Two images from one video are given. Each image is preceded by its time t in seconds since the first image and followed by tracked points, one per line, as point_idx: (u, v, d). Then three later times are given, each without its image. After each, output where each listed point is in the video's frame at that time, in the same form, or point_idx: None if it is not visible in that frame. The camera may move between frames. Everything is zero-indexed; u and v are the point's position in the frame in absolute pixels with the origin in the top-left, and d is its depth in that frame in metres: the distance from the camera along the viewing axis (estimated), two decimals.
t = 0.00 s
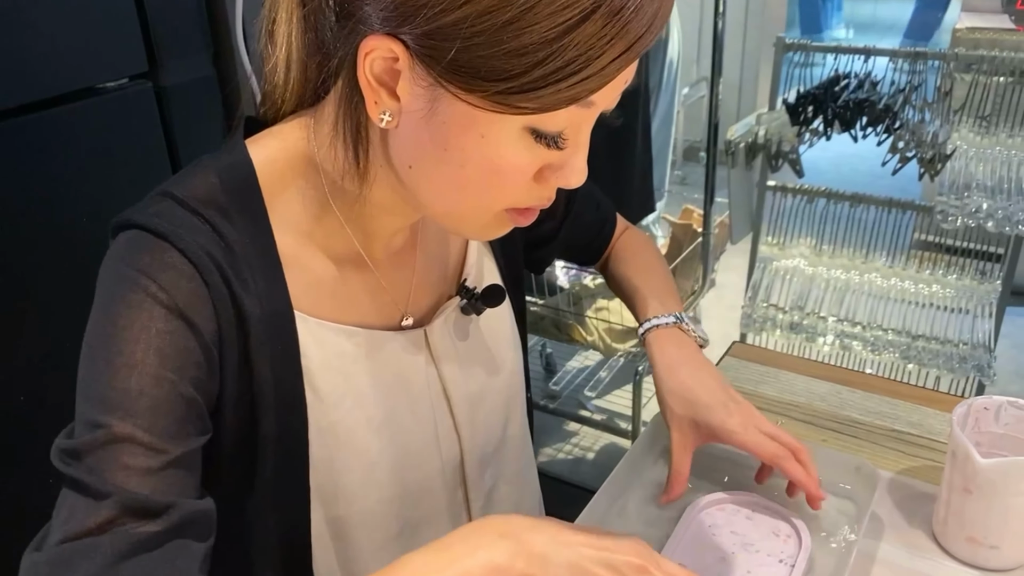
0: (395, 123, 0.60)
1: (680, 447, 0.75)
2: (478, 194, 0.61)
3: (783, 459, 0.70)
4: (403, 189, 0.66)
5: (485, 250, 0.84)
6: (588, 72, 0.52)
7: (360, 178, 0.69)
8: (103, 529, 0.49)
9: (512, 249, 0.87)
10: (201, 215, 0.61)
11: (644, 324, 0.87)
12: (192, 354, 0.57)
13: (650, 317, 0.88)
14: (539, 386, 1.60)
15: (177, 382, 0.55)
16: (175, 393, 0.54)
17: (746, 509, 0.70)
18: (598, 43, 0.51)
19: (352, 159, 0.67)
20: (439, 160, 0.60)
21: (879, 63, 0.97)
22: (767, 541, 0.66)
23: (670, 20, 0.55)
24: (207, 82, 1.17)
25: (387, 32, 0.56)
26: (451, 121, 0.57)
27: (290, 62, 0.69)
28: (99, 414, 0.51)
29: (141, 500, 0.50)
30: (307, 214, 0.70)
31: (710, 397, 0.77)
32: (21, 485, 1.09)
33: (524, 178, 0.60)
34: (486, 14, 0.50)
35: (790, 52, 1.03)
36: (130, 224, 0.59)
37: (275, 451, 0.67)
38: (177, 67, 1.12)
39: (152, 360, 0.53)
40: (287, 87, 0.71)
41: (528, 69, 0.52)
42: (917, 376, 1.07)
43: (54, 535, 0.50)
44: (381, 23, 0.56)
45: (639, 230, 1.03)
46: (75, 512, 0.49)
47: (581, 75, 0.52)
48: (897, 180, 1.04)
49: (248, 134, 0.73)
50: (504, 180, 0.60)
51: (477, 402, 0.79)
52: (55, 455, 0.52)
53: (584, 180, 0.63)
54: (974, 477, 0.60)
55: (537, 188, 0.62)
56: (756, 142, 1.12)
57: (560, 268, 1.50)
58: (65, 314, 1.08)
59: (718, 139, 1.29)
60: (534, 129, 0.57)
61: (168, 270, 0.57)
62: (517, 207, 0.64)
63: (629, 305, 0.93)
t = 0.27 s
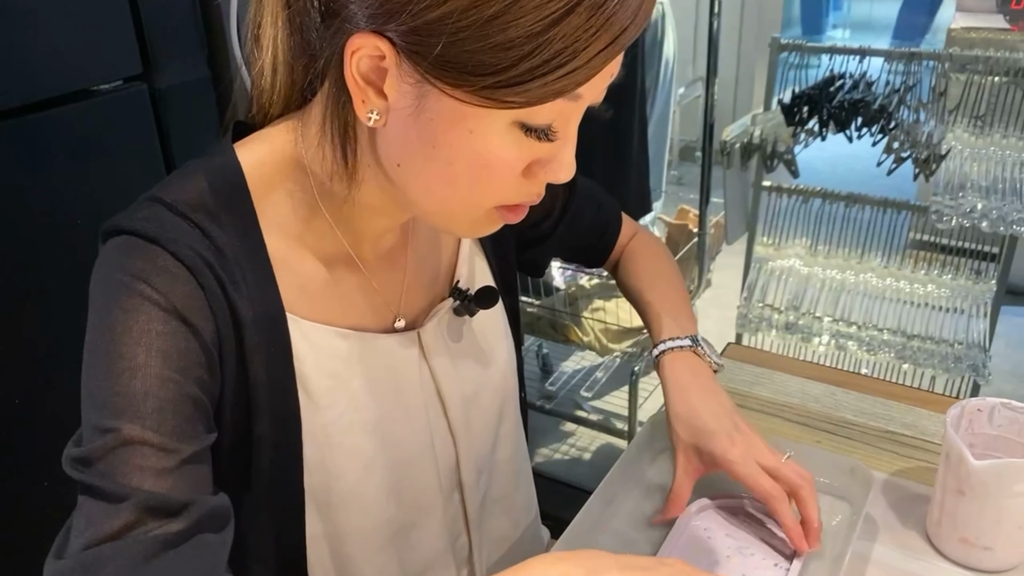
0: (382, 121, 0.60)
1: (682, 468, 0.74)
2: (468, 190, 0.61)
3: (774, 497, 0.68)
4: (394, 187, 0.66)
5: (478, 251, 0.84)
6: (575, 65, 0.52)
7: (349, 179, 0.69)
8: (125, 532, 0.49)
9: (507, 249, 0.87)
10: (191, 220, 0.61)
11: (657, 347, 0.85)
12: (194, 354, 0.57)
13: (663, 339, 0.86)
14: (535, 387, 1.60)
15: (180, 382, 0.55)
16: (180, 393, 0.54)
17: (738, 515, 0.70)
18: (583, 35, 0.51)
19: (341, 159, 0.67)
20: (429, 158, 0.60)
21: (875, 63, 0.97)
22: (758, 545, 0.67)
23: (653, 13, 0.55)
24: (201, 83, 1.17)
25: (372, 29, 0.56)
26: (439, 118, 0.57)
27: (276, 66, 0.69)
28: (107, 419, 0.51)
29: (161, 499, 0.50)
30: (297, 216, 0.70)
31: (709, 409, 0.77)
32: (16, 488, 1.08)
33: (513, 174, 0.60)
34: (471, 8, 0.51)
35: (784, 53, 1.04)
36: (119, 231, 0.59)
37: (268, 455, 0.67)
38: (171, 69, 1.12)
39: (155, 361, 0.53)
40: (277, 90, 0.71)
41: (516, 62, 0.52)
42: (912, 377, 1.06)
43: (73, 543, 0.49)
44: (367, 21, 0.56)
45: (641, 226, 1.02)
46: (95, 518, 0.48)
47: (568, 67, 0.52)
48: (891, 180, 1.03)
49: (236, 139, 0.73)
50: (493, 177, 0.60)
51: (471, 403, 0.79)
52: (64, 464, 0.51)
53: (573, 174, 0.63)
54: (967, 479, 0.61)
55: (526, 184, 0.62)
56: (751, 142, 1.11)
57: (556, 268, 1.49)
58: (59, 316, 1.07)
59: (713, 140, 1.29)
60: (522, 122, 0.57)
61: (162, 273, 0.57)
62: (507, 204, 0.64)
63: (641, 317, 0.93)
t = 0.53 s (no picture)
0: (378, 115, 0.60)
1: (681, 469, 0.74)
2: (465, 185, 0.61)
3: (768, 504, 0.67)
4: (390, 183, 0.66)
5: (476, 249, 0.84)
6: (570, 55, 0.52)
7: (344, 176, 0.68)
8: (125, 532, 0.49)
9: (504, 245, 0.87)
10: (186, 218, 0.61)
11: (664, 346, 0.85)
12: (192, 353, 0.57)
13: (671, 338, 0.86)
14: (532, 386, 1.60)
15: (179, 381, 0.54)
16: (179, 392, 0.54)
17: (735, 514, 0.70)
18: (578, 25, 0.51)
19: (336, 155, 0.67)
20: (425, 152, 0.60)
21: (871, 62, 0.97)
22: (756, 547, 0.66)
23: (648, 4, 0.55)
24: (197, 82, 1.17)
25: (367, 22, 0.56)
26: (434, 111, 0.57)
27: (271, 65, 0.69)
28: (105, 419, 0.51)
29: (162, 498, 0.49)
30: (293, 214, 0.70)
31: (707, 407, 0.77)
32: (11, 488, 1.08)
33: (509, 168, 0.60)
34: None
35: (781, 51, 1.04)
36: (114, 229, 0.59)
37: (266, 454, 0.66)
38: (166, 68, 1.12)
39: (152, 360, 0.53)
40: (272, 88, 0.71)
41: (511, 53, 0.52)
42: (908, 375, 1.07)
43: (72, 544, 0.49)
44: (361, 14, 0.56)
45: (645, 215, 1.02)
46: (94, 518, 0.48)
47: (564, 57, 0.52)
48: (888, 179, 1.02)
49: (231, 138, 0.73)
50: (490, 170, 0.60)
51: (469, 401, 0.79)
52: (62, 464, 0.51)
53: (570, 167, 0.63)
54: (966, 477, 0.61)
55: (523, 178, 0.62)
56: (748, 141, 1.12)
57: (553, 267, 1.49)
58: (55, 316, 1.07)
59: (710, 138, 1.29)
60: (518, 114, 0.57)
61: (158, 272, 0.57)
62: (503, 199, 0.64)
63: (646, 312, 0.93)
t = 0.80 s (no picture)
0: (371, 117, 0.60)
1: (686, 466, 0.74)
2: (459, 187, 0.61)
3: (774, 501, 0.67)
4: (383, 186, 0.66)
5: (474, 251, 0.84)
6: (563, 57, 0.52)
7: (338, 178, 0.68)
8: (123, 540, 0.48)
9: (502, 246, 0.87)
10: (181, 224, 0.61)
11: (671, 345, 0.84)
12: (188, 359, 0.57)
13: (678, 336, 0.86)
14: (528, 386, 1.61)
15: (175, 387, 0.54)
16: (176, 399, 0.54)
17: (743, 511, 0.70)
18: (570, 27, 0.51)
19: (330, 158, 0.67)
20: (418, 154, 0.60)
21: (867, 62, 0.98)
22: (758, 544, 0.66)
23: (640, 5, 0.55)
24: (193, 83, 1.17)
25: (359, 24, 0.56)
26: (426, 114, 0.57)
27: (266, 68, 0.69)
28: (101, 427, 0.51)
29: (159, 507, 0.49)
30: (289, 218, 0.70)
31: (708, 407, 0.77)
32: (8, 491, 1.08)
33: (503, 170, 0.60)
34: None
35: (777, 52, 1.05)
36: (109, 235, 0.59)
37: (264, 458, 0.66)
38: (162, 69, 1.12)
39: (149, 367, 0.53)
40: (268, 91, 0.70)
41: (503, 55, 0.51)
42: (905, 375, 1.07)
43: (69, 554, 0.48)
44: (353, 16, 0.56)
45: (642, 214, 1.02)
46: (91, 528, 0.48)
47: (555, 59, 0.52)
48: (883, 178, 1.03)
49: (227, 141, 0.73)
50: (483, 172, 0.60)
51: (467, 404, 0.79)
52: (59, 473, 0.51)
53: (564, 168, 0.63)
54: (963, 478, 0.61)
55: (517, 180, 0.62)
56: (744, 141, 1.13)
57: (550, 267, 1.49)
58: (51, 319, 1.07)
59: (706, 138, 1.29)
60: (510, 117, 0.57)
61: (154, 278, 0.57)
62: (497, 201, 0.64)
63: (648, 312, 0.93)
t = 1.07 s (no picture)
0: (376, 117, 0.60)
1: (681, 465, 0.74)
2: (463, 188, 0.61)
3: (777, 492, 0.68)
4: (388, 185, 0.66)
5: (477, 251, 0.84)
6: (570, 57, 0.52)
7: (342, 178, 0.68)
8: (130, 544, 0.48)
9: (505, 248, 0.87)
10: (185, 225, 0.61)
11: (667, 343, 0.85)
12: (192, 361, 0.56)
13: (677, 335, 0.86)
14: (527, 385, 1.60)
15: (180, 390, 0.54)
16: (181, 401, 0.54)
17: (741, 510, 0.70)
18: (578, 26, 0.51)
19: (335, 156, 0.67)
20: (423, 155, 0.59)
21: (866, 60, 0.98)
22: (757, 541, 0.66)
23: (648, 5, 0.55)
24: (192, 83, 1.16)
25: (364, 24, 0.56)
26: (432, 113, 0.57)
27: (269, 67, 0.69)
28: (107, 430, 0.50)
29: (165, 510, 0.49)
30: (292, 218, 0.70)
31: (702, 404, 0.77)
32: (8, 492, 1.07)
33: (508, 170, 0.60)
34: None
35: (775, 51, 1.05)
36: (112, 237, 0.59)
37: (267, 459, 0.66)
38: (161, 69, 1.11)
39: (153, 370, 0.53)
40: (271, 91, 0.70)
41: (510, 55, 0.51)
42: (904, 373, 1.07)
43: (76, 558, 0.48)
44: (359, 15, 0.56)
45: (640, 215, 1.02)
46: (97, 531, 0.48)
47: (562, 59, 0.52)
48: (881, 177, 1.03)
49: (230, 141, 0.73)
50: (487, 172, 0.60)
51: (470, 404, 0.79)
52: (64, 476, 0.51)
53: (570, 168, 0.63)
54: (967, 476, 0.61)
55: (522, 180, 0.62)
56: (743, 139, 1.12)
57: (549, 266, 1.49)
58: (51, 319, 1.06)
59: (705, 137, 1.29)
60: (516, 117, 0.56)
61: (158, 279, 0.57)
62: (501, 201, 0.64)
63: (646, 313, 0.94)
